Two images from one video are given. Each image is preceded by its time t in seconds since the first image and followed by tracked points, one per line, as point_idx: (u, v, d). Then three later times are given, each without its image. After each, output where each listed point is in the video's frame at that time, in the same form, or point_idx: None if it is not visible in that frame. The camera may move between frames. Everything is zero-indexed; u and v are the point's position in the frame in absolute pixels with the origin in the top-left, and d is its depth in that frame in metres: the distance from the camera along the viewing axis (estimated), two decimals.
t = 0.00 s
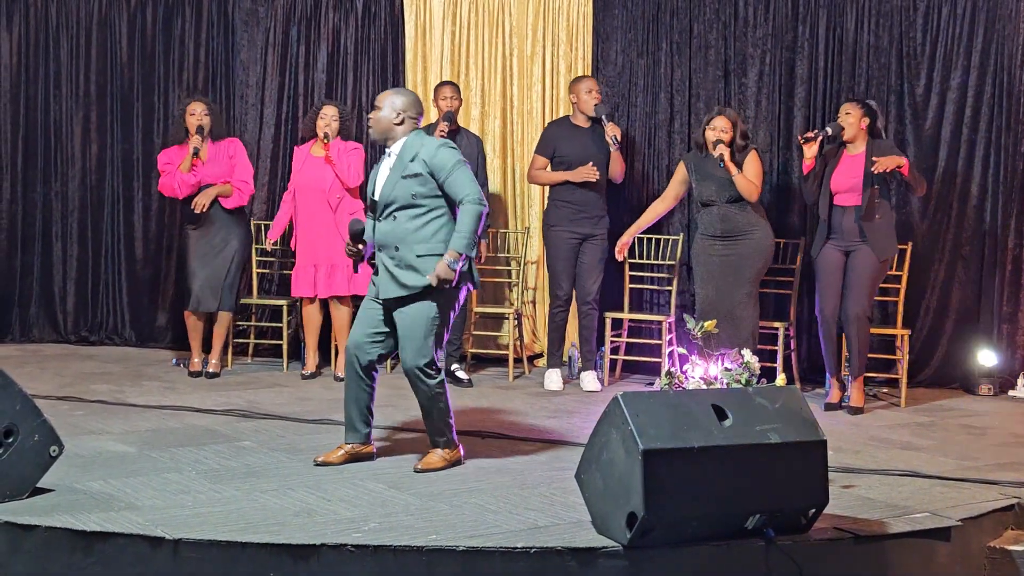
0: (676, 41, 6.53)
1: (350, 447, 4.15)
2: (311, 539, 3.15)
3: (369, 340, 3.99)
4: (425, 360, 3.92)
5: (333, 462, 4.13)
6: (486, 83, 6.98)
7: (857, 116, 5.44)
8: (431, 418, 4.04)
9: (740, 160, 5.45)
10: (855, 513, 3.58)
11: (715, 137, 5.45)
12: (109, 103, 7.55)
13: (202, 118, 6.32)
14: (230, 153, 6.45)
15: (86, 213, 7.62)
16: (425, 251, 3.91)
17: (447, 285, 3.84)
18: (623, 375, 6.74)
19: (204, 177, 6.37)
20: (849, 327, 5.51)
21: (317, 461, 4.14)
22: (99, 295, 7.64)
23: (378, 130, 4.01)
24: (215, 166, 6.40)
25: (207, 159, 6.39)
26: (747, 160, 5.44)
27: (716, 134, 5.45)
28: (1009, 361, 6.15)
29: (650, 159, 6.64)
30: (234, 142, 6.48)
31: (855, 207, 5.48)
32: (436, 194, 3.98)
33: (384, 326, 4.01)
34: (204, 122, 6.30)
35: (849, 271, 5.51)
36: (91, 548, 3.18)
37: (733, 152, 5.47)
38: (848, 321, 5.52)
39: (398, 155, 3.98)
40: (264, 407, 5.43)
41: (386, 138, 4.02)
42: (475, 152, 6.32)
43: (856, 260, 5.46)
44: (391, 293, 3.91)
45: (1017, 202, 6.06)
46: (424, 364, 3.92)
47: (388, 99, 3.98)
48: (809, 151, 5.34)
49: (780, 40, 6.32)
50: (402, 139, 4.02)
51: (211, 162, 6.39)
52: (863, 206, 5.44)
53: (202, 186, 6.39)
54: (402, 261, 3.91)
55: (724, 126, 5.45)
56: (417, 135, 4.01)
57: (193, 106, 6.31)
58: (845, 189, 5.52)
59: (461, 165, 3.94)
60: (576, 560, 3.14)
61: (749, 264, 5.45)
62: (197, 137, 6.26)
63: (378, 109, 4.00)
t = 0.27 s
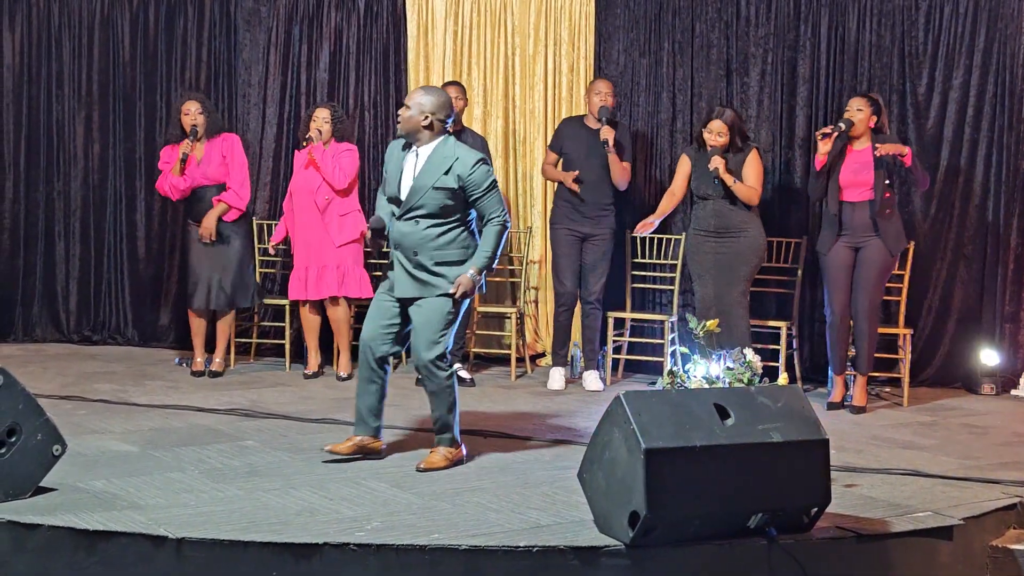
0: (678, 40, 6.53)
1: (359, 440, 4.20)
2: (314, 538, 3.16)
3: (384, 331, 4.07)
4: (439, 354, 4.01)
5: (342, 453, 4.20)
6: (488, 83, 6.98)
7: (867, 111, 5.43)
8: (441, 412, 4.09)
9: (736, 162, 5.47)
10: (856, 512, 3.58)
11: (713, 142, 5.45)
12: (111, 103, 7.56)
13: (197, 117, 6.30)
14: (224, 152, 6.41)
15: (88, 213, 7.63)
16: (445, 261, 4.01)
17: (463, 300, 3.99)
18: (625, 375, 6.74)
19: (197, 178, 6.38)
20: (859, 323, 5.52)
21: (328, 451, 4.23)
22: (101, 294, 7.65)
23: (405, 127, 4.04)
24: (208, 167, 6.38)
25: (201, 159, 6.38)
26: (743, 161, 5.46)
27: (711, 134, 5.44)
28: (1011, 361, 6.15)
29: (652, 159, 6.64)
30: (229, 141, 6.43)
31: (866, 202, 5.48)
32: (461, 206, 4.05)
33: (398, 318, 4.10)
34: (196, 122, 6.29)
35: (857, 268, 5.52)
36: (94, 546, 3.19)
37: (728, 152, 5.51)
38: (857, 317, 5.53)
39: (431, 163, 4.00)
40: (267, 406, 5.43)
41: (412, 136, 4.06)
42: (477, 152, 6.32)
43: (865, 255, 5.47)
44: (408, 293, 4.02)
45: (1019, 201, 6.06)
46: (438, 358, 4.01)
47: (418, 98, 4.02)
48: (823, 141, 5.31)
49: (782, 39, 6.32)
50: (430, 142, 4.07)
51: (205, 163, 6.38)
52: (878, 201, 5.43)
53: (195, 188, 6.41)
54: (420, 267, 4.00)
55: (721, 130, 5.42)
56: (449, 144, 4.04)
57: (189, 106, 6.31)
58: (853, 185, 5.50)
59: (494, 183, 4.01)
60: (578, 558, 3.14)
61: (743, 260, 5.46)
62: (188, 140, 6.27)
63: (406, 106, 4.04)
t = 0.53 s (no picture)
0: (679, 40, 6.53)
1: (401, 435, 4.37)
2: (315, 537, 3.16)
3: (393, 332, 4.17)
4: (441, 345, 4.06)
5: (385, 450, 4.34)
6: (489, 82, 6.98)
7: (873, 118, 5.40)
8: (448, 409, 4.11)
9: (742, 168, 5.46)
10: (858, 511, 3.58)
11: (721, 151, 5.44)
12: (113, 103, 7.57)
13: (217, 114, 6.34)
14: (238, 155, 6.43)
15: (90, 213, 7.64)
16: (453, 255, 4.09)
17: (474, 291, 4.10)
18: (626, 374, 6.74)
19: (206, 174, 6.38)
20: (863, 323, 5.51)
21: (370, 449, 4.37)
22: (103, 294, 7.65)
23: (409, 127, 4.08)
24: (220, 165, 6.39)
25: (213, 156, 6.39)
26: (751, 168, 5.46)
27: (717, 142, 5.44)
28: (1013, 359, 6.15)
29: (654, 158, 6.64)
30: (245, 146, 6.46)
31: (873, 206, 5.46)
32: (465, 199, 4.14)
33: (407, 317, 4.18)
34: (215, 120, 6.31)
35: (862, 269, 5.52)
36: (96, 546, 3.19)
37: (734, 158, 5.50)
38: (861, 317, 5.53)
39: (436, 158, 4.06)
40: (268, 406, 5.43)
41: (415, 135, 4.10)
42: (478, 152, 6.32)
43: (870, 257, 5.48)
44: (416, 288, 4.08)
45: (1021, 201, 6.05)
46: (440, 349, 4.06)
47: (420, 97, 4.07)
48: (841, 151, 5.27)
49: (784, 38, 6.32)
50: (431, 140, 4.13)
51: (216, 160, 6.39)
52: (886, 206, 5.43)
53: (200, 182, 6.40)
54: (429, 262, 4.06)
55: (728, 137, 5.41)
56: (450, 139, 4.11)
57: (210, 102, 6.35)
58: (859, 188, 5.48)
59: (496, 175, 4.12)
60: (579, 558, 3.15)
61: (745, 260, 5.47)
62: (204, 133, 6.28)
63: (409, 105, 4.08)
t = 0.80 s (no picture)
0: (679, 39, 6.53)
1: (400, 435, 4.37)
2: (315, 537, 3.16)
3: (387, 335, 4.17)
4: (425, 347, 4.04)
5: (385, 449, 4.35)
6: (489, 81, 6.97)
7: (867, 113, 5.39)
8: (439, 409, 4.10)
9: (747, 168, 5.46)
10: (858, 511, 3.58)
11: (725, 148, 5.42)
12: (114, 103, 7.57)
13: (236, 116, 6.36)
14: (252, 162, 6.44)
15: (91, 213, 7.64)
16: (444, 258, 4.12)
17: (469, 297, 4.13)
18: (627, 373, 6.74)
19: (218, 176, 6.38)
20: (861, 320, 5.51)
21: (370, 448, 4.36)
22: (104, 293, 7.66)
23: (395, 135, 4.18)
24: (232, 170, 6.40)
25: (227, 160, 6.39)
26: (754, 168, 5.47)
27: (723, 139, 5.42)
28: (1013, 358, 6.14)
29: (654, 158, 6.63)
30: (259, 154, 6.49)
31: (872, 202, 5.46)
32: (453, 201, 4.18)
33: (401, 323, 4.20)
34: (233, 125, 6.32)
35: (858, 265, 5.52)
36: (96, 545, 3.19)
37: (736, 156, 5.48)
38: (859, 314, 5.53)
39: (421, 161, 4.15)
40: (268, 405, 5.43)
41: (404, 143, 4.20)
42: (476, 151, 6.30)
43: (865, 254, 5.48)
44: (409, 292, 4.11)
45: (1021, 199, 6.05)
46: (424, 350, 4.04)
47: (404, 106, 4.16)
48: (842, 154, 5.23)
49: (784, 37, 6.32)
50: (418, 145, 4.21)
51: (230, 164, 6.38)
52: (885, 203, 5.46)
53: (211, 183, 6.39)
54: (421, 265, 4.12)
55: (735, 137, 5.39)
56: (436, 143, 4.19)
57: (229, 104, 6.36)
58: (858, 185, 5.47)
59: (480, 175, 4.16)
60: (579, 557, 3.14)
61: (745, 260, 5.48)
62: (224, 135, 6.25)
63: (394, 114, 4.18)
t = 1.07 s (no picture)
0: (677, 39, 6.53)
1: (399, 434, 4.38)
2: (314, 537, 3.16)
3: (417, 328, 4.27)
4: (467, 335, 4.18)
5: (383, 449, 4.34)
6: (487, 81, 6.97)
7: (862, 115, 5.39)
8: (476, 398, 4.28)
9: (742, 167, 5.46)
10: (856, 510, 3.58)
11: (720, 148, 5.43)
12: (112, 103, 7.56)
13: (227, 113, 6.35)
14: (247, 156, 6.44)
15: (89, 213, 7.63)
16: (457, 233, 4.19)
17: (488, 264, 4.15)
18: (625, 373, 6.74)
19: (217, 174, 6.36)
20: (857, 318, 5.51)
21: (368, 448, 4.36)
22: (102, 293, 7.65)
23: (396, 125, 4.27)
24: (230, 165, 6.39)
25: (224, 156, 6.37)
26: (747, 168, 5.47)
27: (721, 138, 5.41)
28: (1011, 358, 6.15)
29: (652, 157, 6.64)
30: (254, 144, 6.48)
31: (866, 205, 5.47)
32: (457, 176, 4.25)
33: (429, 313, 4.29)
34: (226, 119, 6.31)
35: (854, 264, 5.52)
36: (94, 545, 3.19)
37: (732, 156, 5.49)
38: (854, 312, 5.53)
39: (417, 143, 4.24)
40: (267, 405, 5.43)
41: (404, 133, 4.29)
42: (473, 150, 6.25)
43: (861, 256, 5.48)
44: (430, 277, 4.19)
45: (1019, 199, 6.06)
46: (467, 339, 4.18)
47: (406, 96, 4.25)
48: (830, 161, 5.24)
49: (782, 37, 6.32)
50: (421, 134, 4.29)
51: (227, 159, 6.37)
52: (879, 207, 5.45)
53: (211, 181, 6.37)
54: (437, 246, 4.19)
55: (732, 137, 5.40)
56: (431, 123, 4.27)
57: (218, 102, 6.36)
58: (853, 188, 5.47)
59: (476, 144, 4.21)
60: (577, 556, 3.15)
61: (745, 260, 5.48)
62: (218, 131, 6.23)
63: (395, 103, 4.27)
